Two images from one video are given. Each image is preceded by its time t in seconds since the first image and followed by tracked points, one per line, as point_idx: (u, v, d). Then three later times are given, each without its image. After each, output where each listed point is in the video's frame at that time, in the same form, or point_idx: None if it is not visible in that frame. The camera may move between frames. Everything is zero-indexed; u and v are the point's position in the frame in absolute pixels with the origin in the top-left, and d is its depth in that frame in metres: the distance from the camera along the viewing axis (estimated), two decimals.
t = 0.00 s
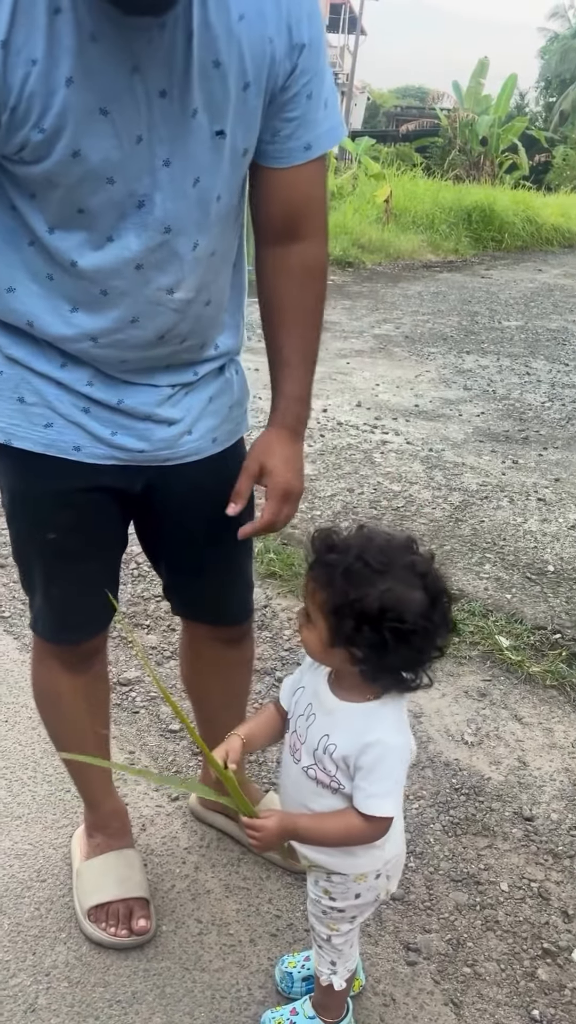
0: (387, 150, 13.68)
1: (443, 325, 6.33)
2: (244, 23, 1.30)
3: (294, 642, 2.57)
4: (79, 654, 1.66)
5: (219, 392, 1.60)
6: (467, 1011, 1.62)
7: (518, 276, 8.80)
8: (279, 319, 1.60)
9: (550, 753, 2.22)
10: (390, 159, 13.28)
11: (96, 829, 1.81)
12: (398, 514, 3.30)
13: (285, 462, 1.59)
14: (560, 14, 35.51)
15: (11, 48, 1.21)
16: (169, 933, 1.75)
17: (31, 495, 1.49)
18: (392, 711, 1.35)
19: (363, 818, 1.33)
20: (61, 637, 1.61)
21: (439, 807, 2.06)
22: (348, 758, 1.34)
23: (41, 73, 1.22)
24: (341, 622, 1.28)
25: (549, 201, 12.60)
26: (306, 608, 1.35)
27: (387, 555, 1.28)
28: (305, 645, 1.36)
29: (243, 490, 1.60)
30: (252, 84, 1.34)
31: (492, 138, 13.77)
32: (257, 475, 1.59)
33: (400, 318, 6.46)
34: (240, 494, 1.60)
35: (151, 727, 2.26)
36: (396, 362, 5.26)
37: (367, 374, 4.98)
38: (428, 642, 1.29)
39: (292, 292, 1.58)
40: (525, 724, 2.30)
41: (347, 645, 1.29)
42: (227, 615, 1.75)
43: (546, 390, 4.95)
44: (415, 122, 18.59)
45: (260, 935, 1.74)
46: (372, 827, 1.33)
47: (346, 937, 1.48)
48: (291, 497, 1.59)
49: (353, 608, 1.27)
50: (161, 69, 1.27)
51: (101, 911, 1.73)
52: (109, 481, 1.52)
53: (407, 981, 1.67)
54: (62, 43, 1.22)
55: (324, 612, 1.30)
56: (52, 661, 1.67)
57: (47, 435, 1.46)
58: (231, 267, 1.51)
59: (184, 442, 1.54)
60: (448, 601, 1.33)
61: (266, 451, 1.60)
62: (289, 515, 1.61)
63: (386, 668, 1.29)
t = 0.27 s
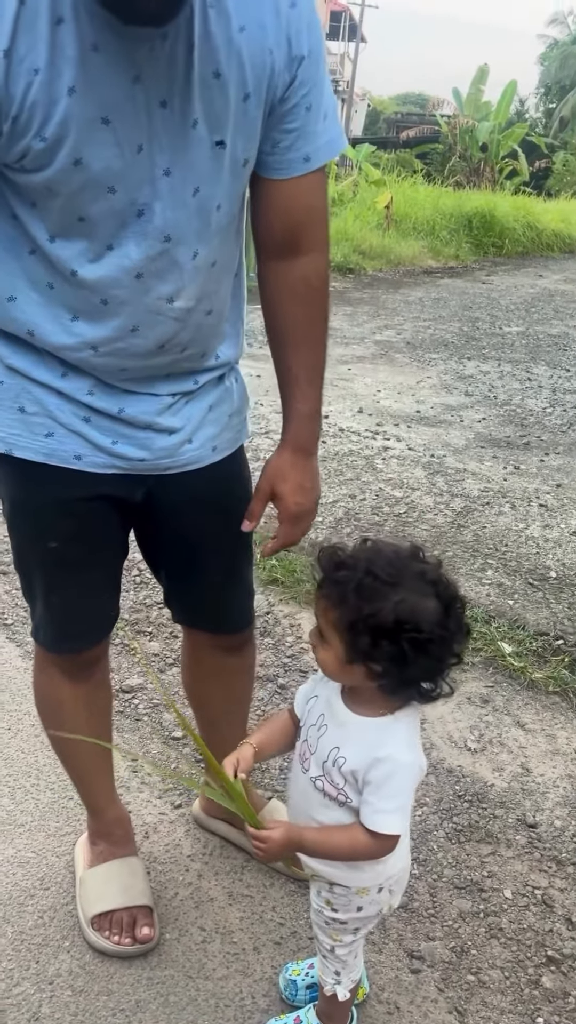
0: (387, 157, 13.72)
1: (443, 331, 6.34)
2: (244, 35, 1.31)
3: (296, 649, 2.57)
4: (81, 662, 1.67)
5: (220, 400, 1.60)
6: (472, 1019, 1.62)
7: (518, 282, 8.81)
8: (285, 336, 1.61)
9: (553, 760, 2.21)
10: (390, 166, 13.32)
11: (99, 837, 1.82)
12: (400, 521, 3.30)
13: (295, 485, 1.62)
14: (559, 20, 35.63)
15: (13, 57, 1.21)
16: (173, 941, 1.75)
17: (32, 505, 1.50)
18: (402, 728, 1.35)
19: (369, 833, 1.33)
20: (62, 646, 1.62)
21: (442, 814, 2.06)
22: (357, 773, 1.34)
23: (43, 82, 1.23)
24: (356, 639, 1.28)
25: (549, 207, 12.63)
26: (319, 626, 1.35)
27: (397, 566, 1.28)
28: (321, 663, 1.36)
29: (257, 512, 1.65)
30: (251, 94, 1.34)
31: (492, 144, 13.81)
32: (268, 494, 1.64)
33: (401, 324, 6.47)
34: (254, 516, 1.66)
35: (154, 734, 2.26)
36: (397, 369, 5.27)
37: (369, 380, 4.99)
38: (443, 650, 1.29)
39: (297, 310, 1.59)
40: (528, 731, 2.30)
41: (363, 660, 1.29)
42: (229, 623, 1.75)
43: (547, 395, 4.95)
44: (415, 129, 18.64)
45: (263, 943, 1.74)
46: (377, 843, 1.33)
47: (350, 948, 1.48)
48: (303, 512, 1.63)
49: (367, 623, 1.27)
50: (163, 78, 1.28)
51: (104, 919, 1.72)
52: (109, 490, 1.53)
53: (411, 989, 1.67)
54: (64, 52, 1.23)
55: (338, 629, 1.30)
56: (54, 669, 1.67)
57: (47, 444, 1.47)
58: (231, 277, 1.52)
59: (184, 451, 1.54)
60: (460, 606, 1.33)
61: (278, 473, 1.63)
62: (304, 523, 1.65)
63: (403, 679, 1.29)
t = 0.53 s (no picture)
0: (388, 168, 13.79)
1: (445, 341, 6.36)
2: (249, 46, 1.32)
3: (300, 658, 2.56)
4: (86, 671, 1.67)
5: (224, 408, 1.61)
6: None
7: (519, 292, 8.83)
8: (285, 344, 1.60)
9: (557, 768, 2.21)
10: (390, 177, 13.38)
11: (103, 846, 1.81)
12: (402, 529, 3.30)
13: (287, 490, 1.60)
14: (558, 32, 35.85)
15: (21, 68, 1.22)
16: (177, 951, 1.74)
17: (37, 514, 1.50)
18: (410, 742, 1.34)
19: (371, 846, 1.32)
20: (67, 654, 1.62)
21: (447, 823, 2.05)
22: (362, 784, 1.34)
23: (50, 93, 1.23)
24: (367, 649, 1.28)
25: (549, 217, 12.67)
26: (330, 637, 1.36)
27: (405, 572, 1.29)
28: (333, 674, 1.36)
29: (246, 516, 1.62)
30: (255, 104, 1.36)
31: (492, 155, 13.87)
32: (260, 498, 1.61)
33: (402, 334, 6.49)
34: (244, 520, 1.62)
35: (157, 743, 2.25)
36: (399, 378, 5.28)
37: (370, 390, 5.00)
38: (456, 654, 1.29)
39: (298, 319, 1.59)
40: (532, 739, 2.30)
41: (375, 669, 1.29)
42: (232, 631, 1.76)
43: (549, 404, 4.96)
44: (416, 140, 18.72)
45: (267, 953, 1.73)
46: (378, 857, 1.32)
47: (354, 959, 1.48)
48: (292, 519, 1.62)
49: (378, 631, 1.27)
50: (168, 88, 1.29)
51: (108, 930, 1.72)
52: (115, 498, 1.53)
53: (416, 999, 1.66)
54: (71, 63, 1.24)
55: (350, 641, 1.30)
56: (59, 679, 1.67)
57: (53, 452, 1.47)
58: (235, 286, 1.53)
59: (190, 458, 1.54)
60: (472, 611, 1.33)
61: (270, 478, 1.61)
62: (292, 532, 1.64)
63: (417, 687, 1.29)
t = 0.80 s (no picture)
0: (389, 183, 13.87)
1: (446, 355, 6.38)
2: (253, 72, 1.34)
3: (303, 672, 2.56)
4: (92, 683, 1.67)
5: (227, 422, 1.62)
6: None
7: (521, 305, 8.87)
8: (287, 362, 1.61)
9: (562, 782, 2.20)
10: (391, 192, 13.46)
11: (107, 861, 1.81)
12: (405, 543, 3.31)
13: (284, 506, 1.59)
14: (558, 48, 36.12)
15: (27, 95, 1.24)
16: (180, 967, 1.73)
17: (43, 526, 1.51)
18: (412, 762, 1.33)
19: (370, 863, 1.31)
20: (73, 667, 1.62)
21: (451, 838, 2.04)
22: (364, 800, 1.34)
23: (56, 118, 1.25)
24: (364, 663, 1.29)
25: (550, 231, 12.73)
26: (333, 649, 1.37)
27: (405, 589, 1.29)
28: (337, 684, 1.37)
29: (241, 531, 1.60)
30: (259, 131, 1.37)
31: (492, 170, 13.96)
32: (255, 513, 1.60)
33: (403, 348, 6.51)
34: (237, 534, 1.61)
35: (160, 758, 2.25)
36: (401, 392, 5.30)
37: (373, 403, 5.01)
38: (457, 673, 1.29)
39: (299, 338, 1.59)
40: (536, 753, 2.29)
41: (373, 686, 1.29)
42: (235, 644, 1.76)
43: (551, 417, 4.97)
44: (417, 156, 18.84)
45: (271, 970, 1.73)
46: (381, 874, 1.31)
47: (360, 978, 1.49)
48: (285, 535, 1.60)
49: (376, 646, 1.27)
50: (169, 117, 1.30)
51: (111, 945, 1.71)
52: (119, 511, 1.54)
53: (421, 1016, 1.65)
54: (76, 90, 1.26)
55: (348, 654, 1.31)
56: (65, 691, 1.67)
57: (58, 465, 1.48)
58: (238, 306, 1.54)
59: (193, 471, 1.55)
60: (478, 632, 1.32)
61: (266, 494, 1.60)
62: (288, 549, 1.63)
63: (418, 705, 1.28)
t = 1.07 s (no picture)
0: (392, 218, 14.05)
1: (450, 388, 6.42)
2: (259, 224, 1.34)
3: (306, 707, 2.55)
4: (98, 712, 1.67)
5: (226, 448, 1.64)
6: None
7: (524, 338, 8.93)
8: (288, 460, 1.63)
9: (568, 821, 2.18)
10: (394, 228, 13.63)
11: (109, 903, 1.78)
12: (409, 577, 3.31)
13: (285, 595, 1.61)
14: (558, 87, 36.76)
15: (39, 244, 1.28)
16: (181, 1012, 1.71)
17: (49, 550, 1.55)
18: (381, 793, 1.42)
19: (334, 884, 1.40)
20: (79, 695, 1.62)
21: (457, 878, 2.01)
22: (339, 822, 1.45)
23: (65, 266, 1.30)
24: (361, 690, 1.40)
25: (552, 265, 12.86)
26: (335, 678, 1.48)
27: (400, 633, 1.39)
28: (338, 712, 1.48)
29: (243, 615, 1.62)
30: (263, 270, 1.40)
31: (494, 206, 14.14)
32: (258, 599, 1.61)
33: (407, 381, 6.55)
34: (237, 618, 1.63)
35: (163, 796, 2.23)
36: (404, 425, 5.32)
37: (376, 437, 5.03)
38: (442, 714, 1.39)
39: (303, 438, 1.61)
40: (542, 791, 2.27)
41: (364, 710, 1.41)
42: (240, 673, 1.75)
43: (555, 450, 4.99)
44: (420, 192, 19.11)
45: (274, 1015, 1.70)
46: (343, 896, 1.40)
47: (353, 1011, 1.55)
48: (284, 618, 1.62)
49: (364, 674, 1.40)
50: (178, 283, 1.33)
51: (111, 990, 1.70)
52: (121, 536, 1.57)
53: None
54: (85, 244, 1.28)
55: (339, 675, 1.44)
56: (72, 720, 1.67)
57: (63, 489, 1.52)
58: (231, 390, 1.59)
59: (193, 497, 1.58)
60: (469, 678, 1.42)
61: (268, 580, 1.61)
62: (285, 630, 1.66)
63: (404, 736, 1.39)
